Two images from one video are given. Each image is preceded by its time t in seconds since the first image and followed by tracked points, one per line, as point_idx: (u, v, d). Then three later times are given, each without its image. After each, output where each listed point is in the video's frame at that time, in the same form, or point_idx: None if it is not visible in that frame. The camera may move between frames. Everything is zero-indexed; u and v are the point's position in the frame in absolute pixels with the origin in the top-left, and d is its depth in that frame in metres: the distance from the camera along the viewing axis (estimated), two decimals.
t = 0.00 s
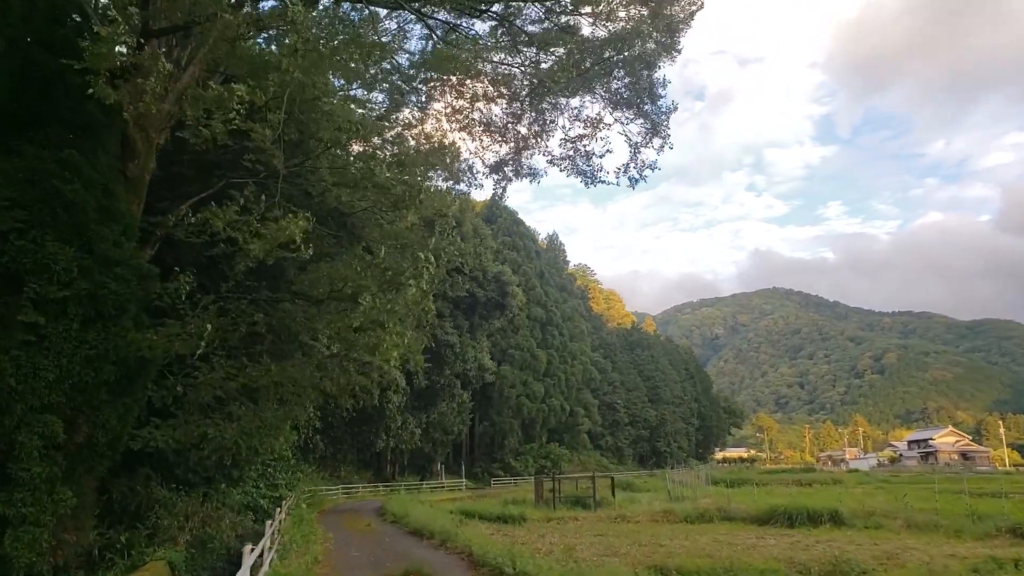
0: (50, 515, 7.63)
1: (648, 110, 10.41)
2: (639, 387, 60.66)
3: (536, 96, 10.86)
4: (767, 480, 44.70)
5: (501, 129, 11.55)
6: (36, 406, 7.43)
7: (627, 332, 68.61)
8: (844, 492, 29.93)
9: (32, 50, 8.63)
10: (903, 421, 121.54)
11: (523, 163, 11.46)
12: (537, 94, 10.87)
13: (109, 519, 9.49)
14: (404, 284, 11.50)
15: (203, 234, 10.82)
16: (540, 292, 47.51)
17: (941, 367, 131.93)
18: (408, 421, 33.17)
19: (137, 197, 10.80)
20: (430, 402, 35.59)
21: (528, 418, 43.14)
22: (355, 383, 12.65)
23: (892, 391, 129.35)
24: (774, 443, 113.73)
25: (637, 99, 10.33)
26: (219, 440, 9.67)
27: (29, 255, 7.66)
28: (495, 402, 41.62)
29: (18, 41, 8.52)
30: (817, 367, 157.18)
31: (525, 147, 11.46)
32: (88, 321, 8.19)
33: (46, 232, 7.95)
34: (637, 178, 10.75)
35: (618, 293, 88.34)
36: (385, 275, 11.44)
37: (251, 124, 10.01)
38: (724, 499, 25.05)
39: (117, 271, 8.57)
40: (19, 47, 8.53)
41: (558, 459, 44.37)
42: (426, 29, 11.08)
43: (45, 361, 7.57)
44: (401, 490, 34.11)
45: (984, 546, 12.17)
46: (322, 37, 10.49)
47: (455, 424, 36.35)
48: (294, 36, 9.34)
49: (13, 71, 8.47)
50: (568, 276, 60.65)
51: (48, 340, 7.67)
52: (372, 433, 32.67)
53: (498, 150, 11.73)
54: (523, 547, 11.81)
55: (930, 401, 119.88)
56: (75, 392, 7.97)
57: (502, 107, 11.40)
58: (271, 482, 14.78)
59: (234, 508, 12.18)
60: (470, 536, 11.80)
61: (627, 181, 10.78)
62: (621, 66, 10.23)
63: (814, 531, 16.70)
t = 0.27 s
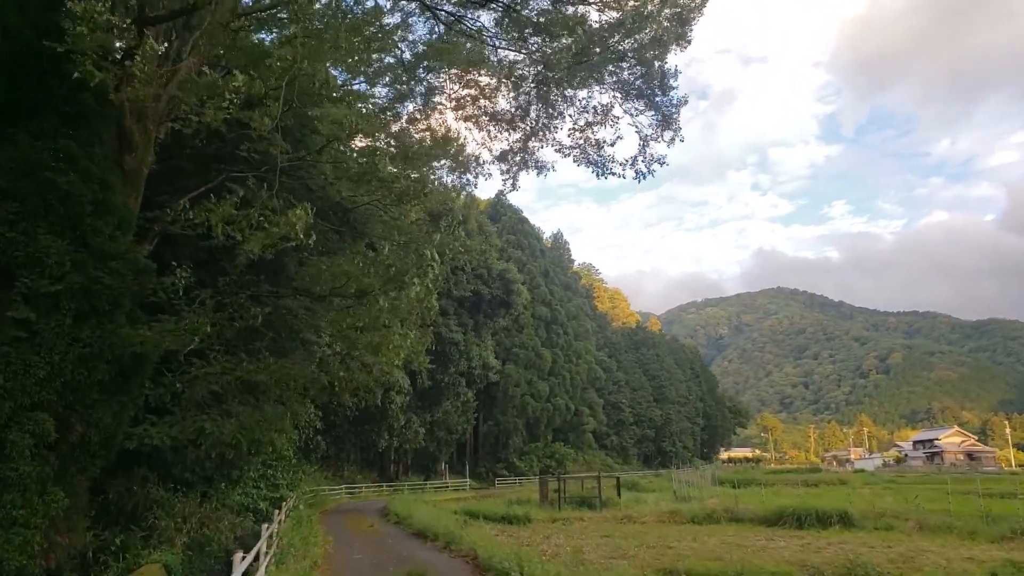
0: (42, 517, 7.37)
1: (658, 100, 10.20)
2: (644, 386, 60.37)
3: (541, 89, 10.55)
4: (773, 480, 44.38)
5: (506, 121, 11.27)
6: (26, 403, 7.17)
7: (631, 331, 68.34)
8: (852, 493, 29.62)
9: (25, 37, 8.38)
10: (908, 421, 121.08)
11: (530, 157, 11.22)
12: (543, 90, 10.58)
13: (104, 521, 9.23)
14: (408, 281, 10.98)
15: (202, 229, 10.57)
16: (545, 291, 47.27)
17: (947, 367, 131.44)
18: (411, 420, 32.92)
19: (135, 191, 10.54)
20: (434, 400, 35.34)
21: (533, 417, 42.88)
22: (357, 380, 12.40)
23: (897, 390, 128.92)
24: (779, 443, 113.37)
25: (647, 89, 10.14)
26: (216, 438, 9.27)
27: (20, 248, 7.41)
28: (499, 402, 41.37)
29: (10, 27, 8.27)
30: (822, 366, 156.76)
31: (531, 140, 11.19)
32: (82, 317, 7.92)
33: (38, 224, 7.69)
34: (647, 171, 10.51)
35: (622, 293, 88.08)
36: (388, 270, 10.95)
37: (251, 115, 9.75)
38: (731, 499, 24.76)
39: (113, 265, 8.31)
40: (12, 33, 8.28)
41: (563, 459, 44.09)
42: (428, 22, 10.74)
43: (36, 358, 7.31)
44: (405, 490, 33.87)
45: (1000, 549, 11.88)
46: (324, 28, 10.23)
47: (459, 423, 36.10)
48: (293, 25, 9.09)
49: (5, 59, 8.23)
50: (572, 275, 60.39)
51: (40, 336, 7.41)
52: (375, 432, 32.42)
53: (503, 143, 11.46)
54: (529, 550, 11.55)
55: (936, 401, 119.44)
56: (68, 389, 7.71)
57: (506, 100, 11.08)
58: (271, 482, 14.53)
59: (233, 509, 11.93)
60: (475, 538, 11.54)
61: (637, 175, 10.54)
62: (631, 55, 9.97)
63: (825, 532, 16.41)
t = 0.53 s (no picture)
0: (33, 514, 7.12)
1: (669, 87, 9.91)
2: (648, 385, 60.07)
3: (548, 79, 10.37)
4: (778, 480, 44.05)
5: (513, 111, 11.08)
6: (16, 397, 6.92)
7: (635, 329, 68.05)
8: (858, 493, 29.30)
9: (19, 20, 8.13)
10: (912, 420, 120.66)
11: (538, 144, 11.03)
12: (550, 77, 10.38)
13: (100, 520, 9.00)
14: (412, 277, 10.56)
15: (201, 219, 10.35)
16: (549, 288, 47.04)
17: (951, 366, 130.97)
18: (414, 418, 32.69)
19: (134, 183, 10.32)
20: (437, 399, 35.11)
21: (536, 416, 42.62)
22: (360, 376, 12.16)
23: (901, 389, 128.49)
24: (782, 442, 112.99)
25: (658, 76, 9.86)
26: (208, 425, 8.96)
27: (11, 237, 7.16)
28: (503, 400, 41.11)
29: (2, 10, 8.03)
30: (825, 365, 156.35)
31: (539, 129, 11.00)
32: (75, 309, 7.68)
33: (30, 212, 7.44)
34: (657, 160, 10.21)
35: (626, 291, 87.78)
36: (391, 265, 10.56)
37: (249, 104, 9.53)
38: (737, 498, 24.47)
39: (107, 256, 8.06)
40: (3, 17, 8.03)
41: (567, 458, 43.81)
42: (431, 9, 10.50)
43: (26, 350, 7.07)
44: (408, 489, 33.63)
45: (1017, 549, 11.57)
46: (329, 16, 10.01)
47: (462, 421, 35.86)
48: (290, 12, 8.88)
49: None
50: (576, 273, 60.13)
51: (31, 327, 7.16)
52: (378, 431, 32.19)
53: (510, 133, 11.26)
54: (535, 549, 11.28)
55: (940, 400, 118.98)
56: (60, 383, 7.46)
57: (511, 91, 10.89)
58: (273, 480, 14.29)
59: (233, 507, 11.69)
60: (480, 538, 11.28)
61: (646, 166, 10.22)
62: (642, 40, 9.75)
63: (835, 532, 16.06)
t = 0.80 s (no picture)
0: (21, 517, 6.87)
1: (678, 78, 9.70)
2: (651, 384, 59.80)
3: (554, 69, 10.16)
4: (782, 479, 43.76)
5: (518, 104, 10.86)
6: (3, 396, 6.67)
7: (638, 329, 67.79)
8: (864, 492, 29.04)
9: (8, 9, 7.88)
10: (915, 419, 120.30)
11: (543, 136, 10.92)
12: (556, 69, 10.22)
13: (93, 523, 8.75)
14: (416, 275, 10.26)
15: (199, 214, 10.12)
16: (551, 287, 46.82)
17: (954, 364, 130.60)
18: (416, 417, 32.44)
19: (130, 177, 10.09)
20: (439, 398, 34.88)
21: (539, 415, 42.38)
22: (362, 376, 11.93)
23: (904, 388, 128.11)
24: (785, 441, 112.65)
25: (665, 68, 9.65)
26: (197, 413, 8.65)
27: None
28: (505, 399, 40.87)
29: None
30: (828, 364, 155.99)
31: (544, 122, 10.78)
32: (65, 304, 7.43)
33: (18, 204, 7.19)
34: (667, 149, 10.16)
35: (628, 289, 87.50)
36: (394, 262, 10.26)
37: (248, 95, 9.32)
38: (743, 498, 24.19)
39: (99, 250, 7.81)
40: None
41: (570, 458, 43.54)
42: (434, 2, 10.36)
43: (14, 347, 6.81)
44: (410, 489, 33.38)
45: None
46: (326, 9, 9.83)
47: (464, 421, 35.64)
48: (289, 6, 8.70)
49: None
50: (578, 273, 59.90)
51: (19, 324, 6.91)
52: (380, 430, 31.96)
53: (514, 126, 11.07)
54: (540, 551, 11.04)
55: (943, 399, 118.61)
56: (50, 381, 7.21)
57: (515, 84, 10.67)
58: (272, 481, 14.03)
59: (232, 509, 11.45)
60: (484, 540, 11.04)
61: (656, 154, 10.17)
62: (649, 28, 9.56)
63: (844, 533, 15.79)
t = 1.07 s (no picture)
0: (11, 517, 6.61)
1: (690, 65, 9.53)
2: (655, 384, 59.52)
3: (560, 60, 9.98)
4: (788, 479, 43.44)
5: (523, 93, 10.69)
6: None
7: (642, 328, 67.55)
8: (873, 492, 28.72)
9: None
10: (920, 419, 119.85)
11: (551, 125, 10.77)
12: (563, 60, 10.03)
13: (88, 522, 8.51)
14: (421, 271, 10.05)
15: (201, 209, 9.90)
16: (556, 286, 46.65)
17: (959, 364, 130.11)
18: (420, 416, 32.23)
19: (128, 169, 9.87)
20: (443, 397, 34.67)
21: (544, 415, 42.15)
22: (364, 374, 11.68)
23: (909, 388, 127.67)
24: (790, 441, 112.25)
25: (677, 57, 9.46)
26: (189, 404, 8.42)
27: None
28: (509, 399, 40.64)
29: None
30: (833, 364, 155.58)
31: (552, 111, 10.61)
32: (58, 296, 7.19)
33: (7, 193, 6.92)
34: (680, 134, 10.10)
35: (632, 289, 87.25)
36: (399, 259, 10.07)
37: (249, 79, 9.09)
38: (750, 498, 23.94)
39: (92, 240, 7.54)
40: None
41: (575, 458, 43.30)
42: None
43: (3, 341, 6.54)
44: (413, 488, 33.15)
45: None
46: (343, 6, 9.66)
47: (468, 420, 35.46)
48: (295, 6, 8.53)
49: None
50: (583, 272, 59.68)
51: (9, 316, 6.63)
52: (384, 429, 31.76)
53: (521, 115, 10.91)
54: (548, 553, 10.78)
55: (948, 400, 118.17)
56: (41, 375, 6.94)
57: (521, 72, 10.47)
58: (273, 479, 13.80)
59: (232, 508, 11.23)
60: (491, 540, 10.80)
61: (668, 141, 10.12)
62: (658, 15, 9.35)
63: (855, 533, 15.55)
